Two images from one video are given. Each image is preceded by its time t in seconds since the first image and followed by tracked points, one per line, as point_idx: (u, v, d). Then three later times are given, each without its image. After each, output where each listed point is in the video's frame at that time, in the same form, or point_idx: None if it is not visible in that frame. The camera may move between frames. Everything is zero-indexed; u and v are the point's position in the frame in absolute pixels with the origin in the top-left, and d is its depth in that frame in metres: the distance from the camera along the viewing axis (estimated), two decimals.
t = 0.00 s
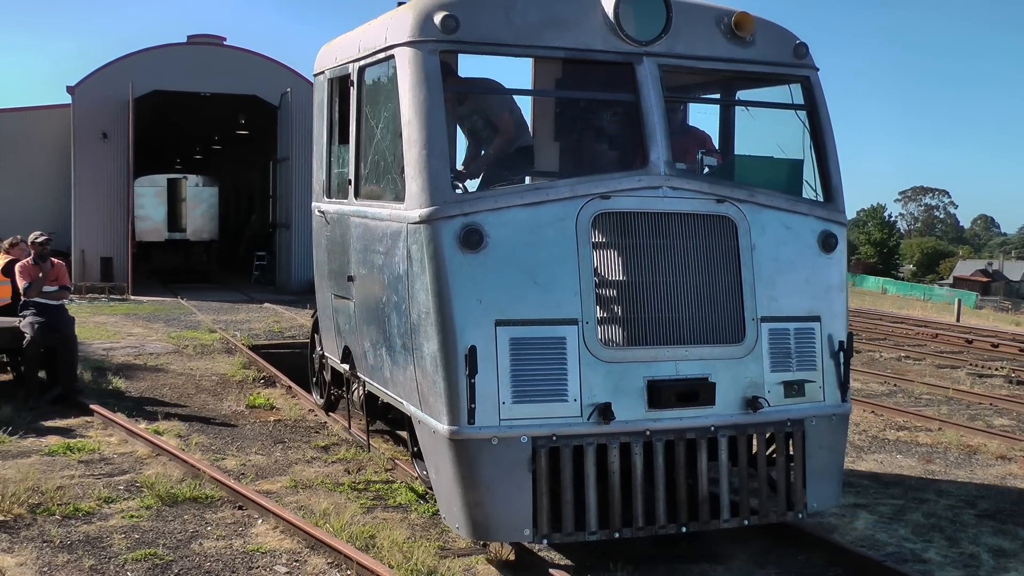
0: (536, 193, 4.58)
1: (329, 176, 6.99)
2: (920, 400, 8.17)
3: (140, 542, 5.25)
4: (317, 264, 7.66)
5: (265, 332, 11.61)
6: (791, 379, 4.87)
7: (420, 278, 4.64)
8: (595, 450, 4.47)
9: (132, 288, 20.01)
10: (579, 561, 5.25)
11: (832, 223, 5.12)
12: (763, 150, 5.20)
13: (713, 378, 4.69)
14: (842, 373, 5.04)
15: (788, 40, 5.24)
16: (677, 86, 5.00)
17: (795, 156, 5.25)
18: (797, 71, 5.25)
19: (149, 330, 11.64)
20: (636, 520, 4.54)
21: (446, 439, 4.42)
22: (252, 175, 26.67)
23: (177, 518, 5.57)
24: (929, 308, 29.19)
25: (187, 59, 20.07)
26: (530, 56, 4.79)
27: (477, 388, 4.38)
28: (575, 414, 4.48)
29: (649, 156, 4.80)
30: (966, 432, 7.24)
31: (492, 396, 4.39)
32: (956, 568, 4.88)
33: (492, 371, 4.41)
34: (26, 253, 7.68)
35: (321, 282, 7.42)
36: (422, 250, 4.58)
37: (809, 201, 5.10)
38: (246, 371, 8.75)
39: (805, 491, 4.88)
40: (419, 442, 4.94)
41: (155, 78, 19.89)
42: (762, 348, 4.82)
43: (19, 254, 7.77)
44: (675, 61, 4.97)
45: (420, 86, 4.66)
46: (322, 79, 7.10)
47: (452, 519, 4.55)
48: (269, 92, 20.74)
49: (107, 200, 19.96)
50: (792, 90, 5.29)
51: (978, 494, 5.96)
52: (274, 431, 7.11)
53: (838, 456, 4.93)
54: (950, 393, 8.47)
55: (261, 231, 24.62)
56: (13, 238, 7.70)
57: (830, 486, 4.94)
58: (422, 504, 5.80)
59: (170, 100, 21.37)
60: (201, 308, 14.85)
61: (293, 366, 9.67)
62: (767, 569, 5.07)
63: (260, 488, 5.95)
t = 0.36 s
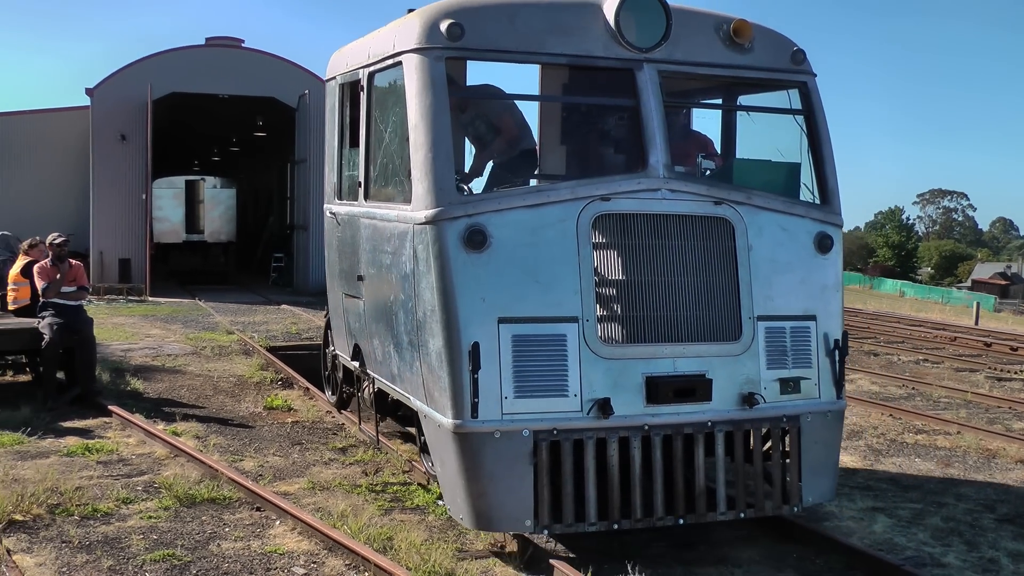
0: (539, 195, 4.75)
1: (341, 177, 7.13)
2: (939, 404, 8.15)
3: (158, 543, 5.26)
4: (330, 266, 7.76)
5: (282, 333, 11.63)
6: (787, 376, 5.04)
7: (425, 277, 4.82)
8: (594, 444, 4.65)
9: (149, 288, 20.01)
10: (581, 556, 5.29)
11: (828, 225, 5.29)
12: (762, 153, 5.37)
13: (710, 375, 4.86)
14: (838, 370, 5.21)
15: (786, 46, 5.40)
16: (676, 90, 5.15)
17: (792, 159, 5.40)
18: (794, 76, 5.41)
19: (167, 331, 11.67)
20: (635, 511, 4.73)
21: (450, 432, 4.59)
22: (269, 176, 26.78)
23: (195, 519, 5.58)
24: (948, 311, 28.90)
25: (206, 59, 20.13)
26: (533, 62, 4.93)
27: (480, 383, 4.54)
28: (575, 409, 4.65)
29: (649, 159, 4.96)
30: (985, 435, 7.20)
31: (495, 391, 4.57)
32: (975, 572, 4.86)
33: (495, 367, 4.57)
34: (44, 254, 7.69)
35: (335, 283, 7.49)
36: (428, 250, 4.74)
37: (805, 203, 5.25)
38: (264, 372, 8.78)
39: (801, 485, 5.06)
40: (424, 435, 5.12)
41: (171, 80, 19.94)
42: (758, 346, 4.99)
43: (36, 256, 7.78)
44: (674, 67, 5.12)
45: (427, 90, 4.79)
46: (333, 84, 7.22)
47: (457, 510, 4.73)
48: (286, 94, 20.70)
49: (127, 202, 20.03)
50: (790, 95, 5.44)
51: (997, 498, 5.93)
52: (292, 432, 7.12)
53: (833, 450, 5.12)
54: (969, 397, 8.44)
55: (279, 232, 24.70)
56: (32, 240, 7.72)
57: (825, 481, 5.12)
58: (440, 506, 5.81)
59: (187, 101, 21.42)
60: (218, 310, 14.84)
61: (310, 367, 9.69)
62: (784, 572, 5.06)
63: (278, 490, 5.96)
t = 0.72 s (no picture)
0: (542, 197, 4.89)
1: (351, 180, 7.21)
2: (958, 407, 8.11)
3: (176, 544, 5.27)
4: (342, 268, 7.84)
5: (299, 335, 11.66)
6: (785, 374, 5.16)
7: (433, 277, 4.98)
8: (596, 439, 4.79)
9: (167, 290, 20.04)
10: (599, 558, 5.29)
11: (827, 226, 5.40)
12: (763, 157, 5.49)
13: (709, 372, 4.98)
14: (836, 368, 5.32)
15: (785, 52, 5.51)
16: (677, 95, 5.27)
17: (791, 163, 5.53)
18: (794, 82, 5.51)
19: (185, 333, 11.70)
20: (635, 505, 4.87)
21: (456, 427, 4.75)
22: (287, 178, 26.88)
23: (213, 521, 5.60)
24: (967, 313, 28.57)
25: (221, 61, 20.20)
26: (537, 69, 5.08)
27: (485, 379, 4.70)
28: (577, 405, 4.79)
29: (650, 162, 5.09)
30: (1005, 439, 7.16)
31: (499, 387, 4.72)
32: None
33: (499, 363, 4.73)
34: (63, 257, 7.73)
35: (349, 283, 7.57)
36: (435, 251, 4.90)
37: (804, 206, 5.37)
38: (281, 374, 8.80)
39: (799, 480, 5.19)
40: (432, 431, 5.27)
41: (188, 83, 20.02)
42: (757, 345, 5.11)
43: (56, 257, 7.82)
44: (674, 73, 5.24)
45: (434, 97, 4.96)
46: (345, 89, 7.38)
47: (462, 502, 4.88)
48: (303, 98, 20.74)
49: (145, 203, 20.07)
50: (790, 101, 5.55)
51: (1018, 503, 5.89)
52: (309, 434, 7.12)
53: (831, 447, 5.23)
54: (987, 400, 8.40)
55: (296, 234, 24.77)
56: (51, 241, 7.76)
57: (822, 476, 5.25)
58: (457, 509, 5.82)
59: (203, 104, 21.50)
60: (235, 312, 14.83)
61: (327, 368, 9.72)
62: None
63: (295, 491, 5.96)
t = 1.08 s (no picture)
0: (546, 201, 5.01)
1: (363, 186, 7.41)
2: (978, 409, 8.06)
3: (196, 548, 5.29)
4: (354, 271, 7.91)
5: (317, 339, 11.69)
6: (785, 371, 5.27)
7: (441, 278, 5.12)
8: (600, 435, 4.91)
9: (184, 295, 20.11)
10: (620, 562, 5.26)
11: (825, 227, 5.49)
12: (765, 159, 5.62)
13: (710, 370, 5.10)
14: (835, 365, 5.43)
15: (784, 57, 5.62)
16: (677, 99, 5.40)
17: (791, 165, 5.65)
18: (792, 85, 5.61)
19: (202, 338, 11.76)
20: (638, 500, 4.99)
21: (463, 425, 4.88)
22: (304, 184, 26.97)
23: (232, 525, 5.62)
24: (988, 314, 28.29)
25: (237, 66, 20.22)
26: (541, 76, 5.23)
27: (491, 378, 4.83)
28: (581, 402, 4.92)
29: (651, 166, 5.21)
30: None
31: (505, 385, 4.85)
32: None
33: (505, 362, 4.86)
34: (82, 262, 7.79)
35: (362, 286, 7.67)
36: (443, 253, 5.04)
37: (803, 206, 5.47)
38: (299, 378, 8.83)
39: (799, 475, 5.30)
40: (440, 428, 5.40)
41: (206, 88, 20.07)
42: (757, 343, 5.22)
43: (75, 263, 7.87)
44: (674, 78, 5.37)
45: (440, 104, 5.10)
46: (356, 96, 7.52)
47: (470, 497, 5.01)
48: (320, 101, 20.73)
49: (162, 211, 20.17)
50: (789, 104, 5.67)
51: None
52: (327, 438, 7.14)
53: (830, 442, 5.34)
54: (1008, 401, 8.35)
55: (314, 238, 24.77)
56: (70, 247, 7.80)
57: (823, 471, 5.35)
58: (475, 513, 5.83)
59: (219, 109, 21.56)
60: (254, 317, 14.84)
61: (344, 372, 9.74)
62: None
63: (314, 495, 5.98)
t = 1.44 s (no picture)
0: (552, 204, 5.17)
1: (376, 189, 7.49)
2: (1000, 415, 8.01)
3: (214, 550, 5.31)
4: (367, 273, 7.96)
5: (334, 342, 11.72)
6: (787, 372, 5.39)
7: (450, 280, 5.27)
8: (604, 433, 5.04)
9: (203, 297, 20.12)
10: (638, 567, 5.23)
11: (828, 230, 5.63)
12: (769, 164, 5.75)
13: (713, 370, 5.24)
14: (837, 366, 5.54)
15: (788, 63, 5.79)
16: (682, 105, 5.54)
17: (794, 169, 5.78)
18: (796, 91, 5.79)
19: (221, 340, 11.81)
20: (642, 497, 5.13)
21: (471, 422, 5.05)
22: (321, 187, 27.05)
23: (250, 527, 5.63)
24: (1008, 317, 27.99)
25: (253, 71, 20.23)
26: (549, 83, 5.39)
27: (498, 377, 4.99)
28: (586, 400, 5.06)
29: (656, 170, 5.35)
30: None
31: (512, 384, 5.00)
32: None
33: (512, 361, 5.01)
34: (103, 264, 7.81)
35: (376, 289, 7.75)
36: (452, 255, 5.20)
37: (805, 210, 5.60)
38: (317, 381, 8.84)
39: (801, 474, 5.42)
40: (449, 427, 5.56)
41: (224, 91, 20.10)
42: (760, 343, 5.35)
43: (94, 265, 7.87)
44: (680, 85, 5.53)
45: (449, 111, 5.26)
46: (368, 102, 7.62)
47: (478, 493, 5.17)
48: (338, 102, 20.72)
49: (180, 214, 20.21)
50: (793, 110, 5.82)
51: None
52: (344, 440, 7.15)
53: (832, 442, 5.46)
54: None
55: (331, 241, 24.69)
56: (90, 249, 7.81)
57: (824, 470, 5.47)
58: (493, 516, 5.84)
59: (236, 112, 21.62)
60: (272, 320, 14.86)
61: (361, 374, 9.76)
62: None
63: (331, 498, 5.99)
